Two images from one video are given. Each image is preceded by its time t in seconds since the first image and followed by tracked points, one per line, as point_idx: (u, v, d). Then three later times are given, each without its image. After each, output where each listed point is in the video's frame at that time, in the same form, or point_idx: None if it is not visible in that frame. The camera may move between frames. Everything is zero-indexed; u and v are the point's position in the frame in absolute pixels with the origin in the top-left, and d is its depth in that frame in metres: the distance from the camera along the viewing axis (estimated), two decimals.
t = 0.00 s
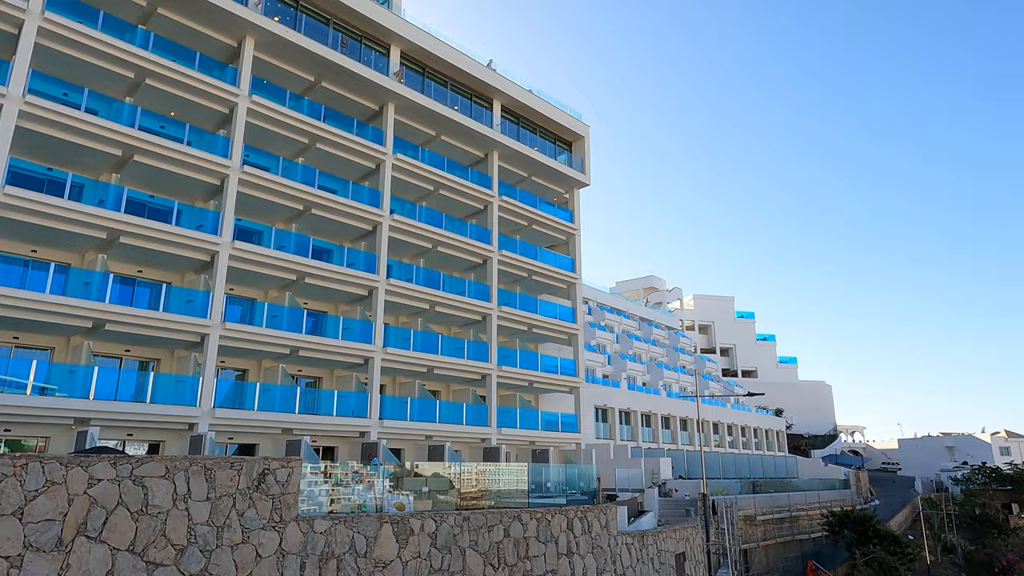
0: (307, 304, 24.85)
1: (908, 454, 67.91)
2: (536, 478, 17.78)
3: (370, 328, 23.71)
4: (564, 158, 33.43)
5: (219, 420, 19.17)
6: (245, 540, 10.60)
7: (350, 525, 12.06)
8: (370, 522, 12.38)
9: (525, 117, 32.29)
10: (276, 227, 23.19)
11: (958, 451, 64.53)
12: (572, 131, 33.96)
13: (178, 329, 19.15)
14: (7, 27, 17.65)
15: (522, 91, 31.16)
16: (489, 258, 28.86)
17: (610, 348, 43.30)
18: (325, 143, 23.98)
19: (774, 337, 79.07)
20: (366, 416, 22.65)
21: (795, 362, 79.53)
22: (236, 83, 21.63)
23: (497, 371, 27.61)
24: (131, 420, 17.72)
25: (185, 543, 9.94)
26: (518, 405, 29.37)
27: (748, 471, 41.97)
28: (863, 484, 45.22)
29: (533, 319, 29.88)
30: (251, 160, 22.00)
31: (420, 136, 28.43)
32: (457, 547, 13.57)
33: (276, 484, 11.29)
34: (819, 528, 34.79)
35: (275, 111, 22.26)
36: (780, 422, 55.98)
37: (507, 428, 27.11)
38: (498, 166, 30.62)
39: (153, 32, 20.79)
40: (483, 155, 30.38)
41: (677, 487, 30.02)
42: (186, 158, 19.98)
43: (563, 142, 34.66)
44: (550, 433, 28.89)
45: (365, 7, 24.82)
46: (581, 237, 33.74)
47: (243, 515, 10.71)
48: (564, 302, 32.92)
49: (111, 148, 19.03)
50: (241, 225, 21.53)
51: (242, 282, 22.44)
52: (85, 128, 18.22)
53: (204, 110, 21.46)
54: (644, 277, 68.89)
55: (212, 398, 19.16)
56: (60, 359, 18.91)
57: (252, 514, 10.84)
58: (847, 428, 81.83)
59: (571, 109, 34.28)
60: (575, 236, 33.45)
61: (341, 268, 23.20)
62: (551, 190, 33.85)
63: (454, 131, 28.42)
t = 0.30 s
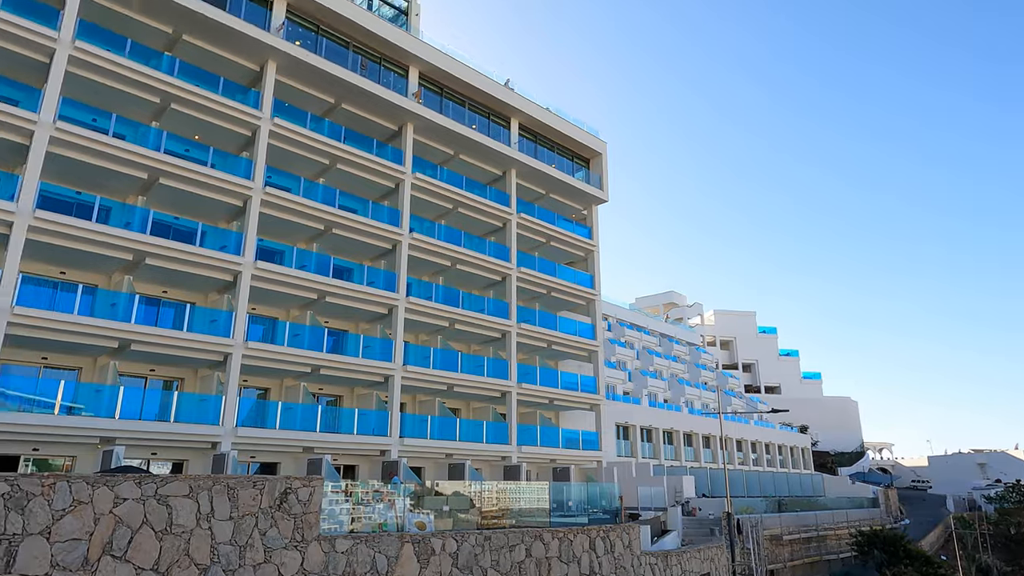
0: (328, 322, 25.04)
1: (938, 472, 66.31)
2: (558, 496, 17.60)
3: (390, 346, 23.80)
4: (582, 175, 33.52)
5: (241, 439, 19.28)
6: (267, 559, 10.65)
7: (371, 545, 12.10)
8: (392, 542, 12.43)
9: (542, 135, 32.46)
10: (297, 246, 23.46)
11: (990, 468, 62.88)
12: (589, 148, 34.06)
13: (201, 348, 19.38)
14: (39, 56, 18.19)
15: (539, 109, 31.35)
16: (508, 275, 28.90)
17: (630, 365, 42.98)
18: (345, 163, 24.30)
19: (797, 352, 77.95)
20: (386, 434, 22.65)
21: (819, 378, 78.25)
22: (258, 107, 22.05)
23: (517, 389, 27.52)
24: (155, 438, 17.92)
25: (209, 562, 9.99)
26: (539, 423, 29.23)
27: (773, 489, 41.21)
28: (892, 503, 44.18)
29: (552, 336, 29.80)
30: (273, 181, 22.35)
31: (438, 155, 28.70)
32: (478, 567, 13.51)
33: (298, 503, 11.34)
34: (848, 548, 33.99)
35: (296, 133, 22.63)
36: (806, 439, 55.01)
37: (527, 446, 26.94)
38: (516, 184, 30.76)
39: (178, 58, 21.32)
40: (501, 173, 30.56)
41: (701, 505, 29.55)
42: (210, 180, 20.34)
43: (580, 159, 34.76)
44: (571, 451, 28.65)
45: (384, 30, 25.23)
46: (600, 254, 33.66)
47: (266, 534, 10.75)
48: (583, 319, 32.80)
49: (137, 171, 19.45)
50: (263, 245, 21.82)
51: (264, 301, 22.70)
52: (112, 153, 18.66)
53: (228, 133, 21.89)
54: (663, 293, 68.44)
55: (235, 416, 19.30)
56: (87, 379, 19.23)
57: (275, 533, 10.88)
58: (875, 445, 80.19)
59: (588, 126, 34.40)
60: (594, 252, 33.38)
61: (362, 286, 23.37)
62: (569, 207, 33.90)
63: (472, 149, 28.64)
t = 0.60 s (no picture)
0: (347, 341, 25.18)
1: (969, 490, 64.60)
2: (578, 515, 17.53)
3: (409, 364, 23.84)
4: (598, 192, 33.57)
5: (261, 458, 19.36)
6: None
7: (391, 565, 12.05)
8: (411, 563, 12.31)
9: (558, 152, 32.59)
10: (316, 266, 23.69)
11: None
12: (606, 164, 34.10)
13: (222, 368, 19.55)
14: (66, 83, 18.68)
15: (555, 127, 31.50)
16: (526, 292, 28.89)
17: (650, 382, 42.62)
18: (363, 183, 24.56)
19: (820, 367, 76.78)
20: (405, 453, 22.62)
21: (843, 394, 76.93)
22: (278, 129, 22.41)
23: (536, 406, 27.38)
24: (177, 458, 18.04)
25: None
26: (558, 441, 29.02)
27: (798, 508, 40.41)
28: (922, 522, 43.05)
29: (570, 353, 29.68)
30: (293, 202, 22.64)
31: (455, 174, 28.91)
32: None
33: (318, 523, 11.35)
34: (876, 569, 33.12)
35: (315, 154, 22.93)
36: (830, 456, 53.98)
37: (547, 464, 26.74)
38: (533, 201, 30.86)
39: (201, 83, 21.79)
40: (517, 191, 30.69)
41: (724, 525, 29.04)
42: (231, 202, 20.65)
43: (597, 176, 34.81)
44: (590, 469, 28.38)
45: (401, 52, 25.60)
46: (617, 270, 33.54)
47: (285, 554, 10.74)
48: (602, 335, 32.64)
49: (161, 194, 19.81)
50: (284, 265, 22.07)
51: (284, 321, 22.91)
52: (137, 176, 19.04)
53: (249, 155, 22.25)
54: (682, 309, 67.98)
55: (255, 435, 19.38)
56: (111, 399, 19.46)
57: (295, 553, 10.87)
58: (902, 463, 78.49)
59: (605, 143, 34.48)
60: (612, 269, 33.26)
61: (380, 305, 23.49)
62: (586, 223, 33.89)
63: (488, 168, 28.82)
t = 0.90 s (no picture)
0: (364, 359, 25.26)
1: (998, 508, 63.02)
2: (597, 534, 17.26)
3: (425, 382, 23.84)
4: (614, 208, 33.58)
5: (279, 477, 19.40)
6: None
7: None
8: None
9: (574, 169, 32.68)
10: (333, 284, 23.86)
11: None
12: (620, 181, 34.13)
13: (241, 387, 19.68)
14: (91, 108, 19.12)
15: (570, 145, 31.63)
16: (542, 309, 28.86)
17: (668, 398, 42.23)
18: (380, 202, 24.79)
19: (842, 383, 75.66)
20: (422, 471, 22.55)
21: (865, 410, 75.66)
22: (296, 150, 22.73)
23: (553, 424, 27.22)
24: (196, 477, 18.13)
25: None
26: (575, 459, 28.79)
27: (822, 527, 39.64)
28: (950, 541, 42.02)
29: (587, 370, 29.53)
30: (310, 221, 22.88)
31: (471, 192, 29.09)
32: None
33: (336, 542, 11.56)
34: None
35: (333, 174, 23.20)
36: (854, 473, 53.03)
37: (565, 482, 26.52)
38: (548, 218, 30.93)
39: (220, 106, 22.19)
40: (532, 208, 30.79)
41: (745, 544, 28.56)
42: (250, 222, 20.91)
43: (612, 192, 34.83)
44: (609, 487, 28.09)
45: (416, 73, 25.92)
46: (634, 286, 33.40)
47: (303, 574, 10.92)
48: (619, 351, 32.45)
49: (181, 215, 20.12)
50: (301, 284, 22.26)
51: (302, 339, 23.05)
52: (158, 198, 19.36)
53: (267, 176, 22.56)
54: (699, 324, 67.48)
55: (273, 454, 19.44)
56: (131, 418, 19.63)
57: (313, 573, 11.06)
58: (928, 480, 76.84)
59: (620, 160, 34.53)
60: (628, 285, 33.14)
61: (397, 323, 23.57)
62: (602, 240, 33.88)
63: (503, 185, 28.97)
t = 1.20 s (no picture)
0: (379, 377, 25.30)
1: None
2: (615, 553, 17.54)
3: (440, 400, 23.80)
4: (627, 224, 33.58)
5: (295, 496, 19.39)
6: None
7: None
8: None
9: (587, 186, 32.74)
10: (348, 303, 23.97)
11: None
12: (634, 196, 34.12)
13: (257, 406, 19.76)
14: (111, 132, 19.49)
15: (583, 161, 31.71)
16: (556, 326, 28.79)
17: (684, 415, 41.81)
18: (394, 221, 24.95)
19: (861, 398, 74.55)
20: (437, 490, 22.45)
21: (886, 425, 74.43)
22: (311, 170, 22.99)
23: (569, 441, 27.02)
24: (212, 496, 18.17)
25: None
26: (592, 477, 28.53)
27: (844, 546, 38.89)
28: (977, 560, 41.05)
29: (602, 387, 29.36)
30: (325, 240, 23.06)
31: (484, 209, 29.23)
32: None
33: (352, 562, 11.57)
34: None
35: (347, 193, 23.41)
36: (876, 490, 52.06)
37: (581, 500, 26.27)
38: (561, 235, 30.95)
39: (237, 128, 22.52)
40: (545, 225, 30.84)
41: (766, 563, 28.09)
42: (266, 241, 21.12)
43: (626, 208, 34.82)
44: (626, 505, 27.78)
45: (430, 92, 26.19)
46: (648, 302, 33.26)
47: None
48: (634, 368, 32.25)
49: (199, 236, 20.36)
50: (317, 303, 22.41)
51: (317, 358, 23.14)
52: (176, 219, 19.63)
53: (283, 196, 22.82)
54: (715, 339, 66.94)
55: (289, 472, 19.46)
56: (149, 437, 19.75)
57: None
58: (953, 497, 75.27)
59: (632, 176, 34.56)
60: (643, 300, 32.99)
61: (411, 340, 23.61)
62: (616, 255, 33.84)
63: (517, 203, 29.07)
